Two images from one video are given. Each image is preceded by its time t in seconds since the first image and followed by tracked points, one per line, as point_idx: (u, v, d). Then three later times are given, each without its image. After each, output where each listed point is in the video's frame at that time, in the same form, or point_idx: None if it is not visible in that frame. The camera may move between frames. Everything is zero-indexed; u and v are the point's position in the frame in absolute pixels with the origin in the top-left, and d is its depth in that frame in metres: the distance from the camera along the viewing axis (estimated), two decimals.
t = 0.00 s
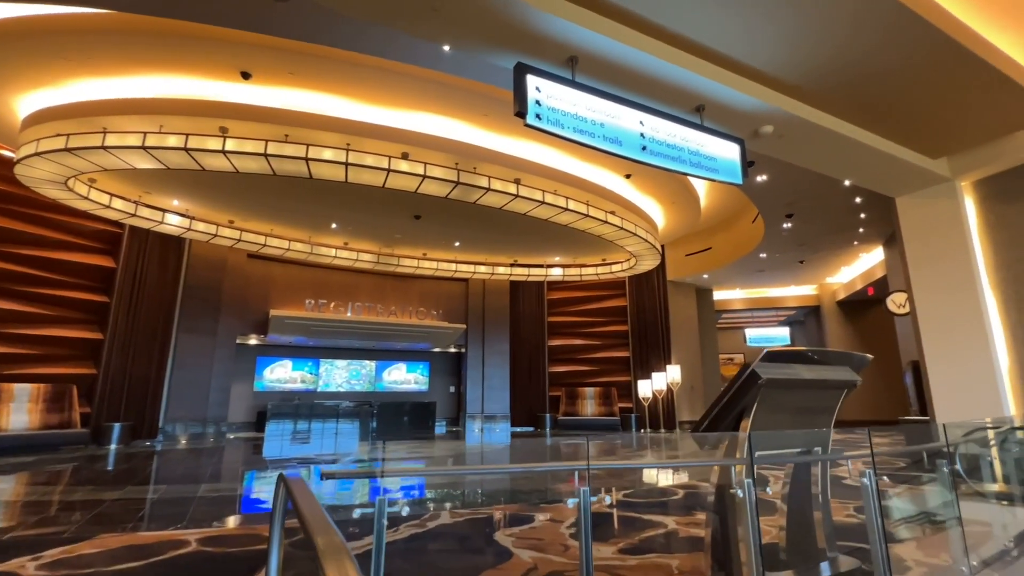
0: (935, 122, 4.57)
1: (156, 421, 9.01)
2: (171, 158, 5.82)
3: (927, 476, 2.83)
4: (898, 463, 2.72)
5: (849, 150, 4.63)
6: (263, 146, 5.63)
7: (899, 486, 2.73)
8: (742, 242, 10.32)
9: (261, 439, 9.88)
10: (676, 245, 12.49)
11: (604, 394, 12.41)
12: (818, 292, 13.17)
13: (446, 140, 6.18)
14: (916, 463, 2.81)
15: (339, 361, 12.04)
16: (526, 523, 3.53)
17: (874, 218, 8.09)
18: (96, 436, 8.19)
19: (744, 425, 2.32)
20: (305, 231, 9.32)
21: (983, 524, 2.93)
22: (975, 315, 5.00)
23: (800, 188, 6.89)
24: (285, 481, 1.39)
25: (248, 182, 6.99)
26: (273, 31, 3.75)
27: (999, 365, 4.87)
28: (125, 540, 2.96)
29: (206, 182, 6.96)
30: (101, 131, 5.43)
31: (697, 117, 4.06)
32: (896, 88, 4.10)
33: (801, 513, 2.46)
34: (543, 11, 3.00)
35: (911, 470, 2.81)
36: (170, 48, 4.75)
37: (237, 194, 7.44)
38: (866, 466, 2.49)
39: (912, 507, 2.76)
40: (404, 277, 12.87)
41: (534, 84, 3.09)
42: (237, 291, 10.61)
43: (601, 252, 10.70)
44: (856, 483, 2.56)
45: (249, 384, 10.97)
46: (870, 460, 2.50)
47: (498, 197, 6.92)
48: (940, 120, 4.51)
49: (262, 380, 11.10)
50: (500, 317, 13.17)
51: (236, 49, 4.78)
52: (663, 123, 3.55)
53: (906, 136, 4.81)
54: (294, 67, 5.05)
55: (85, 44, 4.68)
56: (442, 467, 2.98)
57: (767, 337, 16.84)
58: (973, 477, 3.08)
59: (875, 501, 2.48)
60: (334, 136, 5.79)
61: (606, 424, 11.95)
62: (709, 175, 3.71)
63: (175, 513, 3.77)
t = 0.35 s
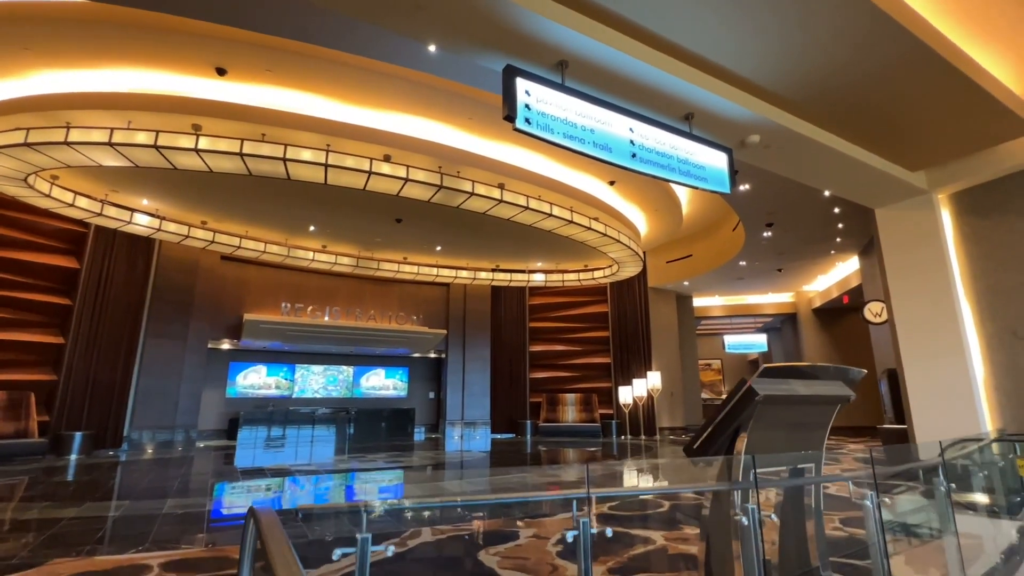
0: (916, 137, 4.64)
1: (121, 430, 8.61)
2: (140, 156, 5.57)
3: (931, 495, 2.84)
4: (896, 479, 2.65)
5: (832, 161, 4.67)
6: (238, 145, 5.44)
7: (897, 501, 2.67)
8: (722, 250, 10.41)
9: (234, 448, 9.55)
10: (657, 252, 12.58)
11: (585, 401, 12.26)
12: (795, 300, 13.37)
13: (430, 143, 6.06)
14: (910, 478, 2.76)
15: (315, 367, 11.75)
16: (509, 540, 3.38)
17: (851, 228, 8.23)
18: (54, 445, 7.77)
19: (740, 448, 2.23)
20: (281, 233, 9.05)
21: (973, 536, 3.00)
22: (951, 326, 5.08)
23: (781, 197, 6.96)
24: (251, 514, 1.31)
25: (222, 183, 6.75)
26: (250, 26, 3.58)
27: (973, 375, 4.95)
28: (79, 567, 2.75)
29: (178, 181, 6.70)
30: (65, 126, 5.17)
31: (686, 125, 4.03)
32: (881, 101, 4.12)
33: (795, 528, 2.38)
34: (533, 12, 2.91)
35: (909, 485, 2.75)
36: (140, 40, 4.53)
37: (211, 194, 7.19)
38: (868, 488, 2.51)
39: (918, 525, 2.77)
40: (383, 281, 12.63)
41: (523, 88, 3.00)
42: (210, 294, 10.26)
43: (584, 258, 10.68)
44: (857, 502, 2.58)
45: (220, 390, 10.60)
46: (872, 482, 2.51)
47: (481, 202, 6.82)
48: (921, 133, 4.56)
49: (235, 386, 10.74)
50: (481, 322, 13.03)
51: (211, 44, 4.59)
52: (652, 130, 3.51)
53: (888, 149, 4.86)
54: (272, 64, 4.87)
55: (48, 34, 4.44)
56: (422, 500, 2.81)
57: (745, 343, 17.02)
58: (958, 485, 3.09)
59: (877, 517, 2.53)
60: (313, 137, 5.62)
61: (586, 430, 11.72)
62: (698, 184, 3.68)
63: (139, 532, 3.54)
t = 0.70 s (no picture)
0: (907, 146, 4.65)
1: (94, 436, 8.30)
2: (116, 153, 5.36)
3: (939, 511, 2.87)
4: (907, 500, 2.68)
5: (825, 169, 4.67)
6: (220, 143, 5.26)
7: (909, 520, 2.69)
8: (710, 255, 10.45)
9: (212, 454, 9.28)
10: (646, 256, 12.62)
11: (572, 405, 12.35)
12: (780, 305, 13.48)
13: (419, 144, 5.94)
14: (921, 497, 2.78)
15: (298, 370, 11.51)
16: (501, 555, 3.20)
17: (838, 235, 8.30)
18: (22, 453, 7.45)
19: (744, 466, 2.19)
20: (264, 234, 8.82)
21: (975, 548, 3.05)
22: (939, 334, 5.11)
23: (770, 204, 6.98)
24: (227, 552, 1.19)
25: (203, 182, 6.55)
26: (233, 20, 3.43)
27: (961, 383, 4.99)
28: None
29: (157, 179, 6.48)
30: (36, 120, 4.96)
31: (682, 130, 3.97)
32: (876, 109, 4.12)
33: (801, 548, 2.28)
34: (532, 12, 2.82)
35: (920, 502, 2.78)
36: (116, 33, 4.34)
37: (192, 194, 6.97)
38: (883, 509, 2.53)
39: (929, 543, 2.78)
40: (369, 283, 12.43)
41: (519, 89, 2.91)
42: (189, 296, 9.98)
43: (572, 262, 10.64)
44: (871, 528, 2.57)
45: (199, 394, 10.31)
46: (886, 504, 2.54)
47: (471, 205, 6.72)
48: (913, 142, 4.57)
49: (215, 390, 10.46)
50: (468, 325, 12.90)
51: (191, 38, 4.42)
52: (649, 135, 3.44)
53: (880, 158, 4.87)
54: (256, 60, 4.71)
55: (18, 24, 4.23)
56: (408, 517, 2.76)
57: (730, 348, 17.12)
58: (959, 498, 3.09)
59: (891, 542, 2.53)
60: (300, 136, 5.47)
61: (575, 435, 11.74)
62: (694, 190, 3.62)
63: (110, 551, 3.35)
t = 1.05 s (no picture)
0: (901, 153, 4.65)
1: (71, 441, 8.03)
2: (95, 151, 5.17)
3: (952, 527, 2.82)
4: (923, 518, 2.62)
5: (821, 175, 4.65)
6: (205, 142, 5.10)
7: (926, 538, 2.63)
8: (700, 259, 10.47)
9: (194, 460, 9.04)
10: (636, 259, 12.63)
11: (562, 408, 12.47)
12: (768, 309, 13.56)
13: (410, 144, 5.83)
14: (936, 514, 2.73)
15: (283, 373, 11.29)
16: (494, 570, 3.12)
17: (828, 240, 8.33)
18: None
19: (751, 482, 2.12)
20: (250, 234, 8.62)
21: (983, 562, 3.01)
22: (930, 341, 5.12)
23: (762, 209, 6.98)
24: None
25: (187, 181, 6.37)
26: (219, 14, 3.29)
27: (952, 390, 5.00)
28: None
29: (139, 178, 6.29)
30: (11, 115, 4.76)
31: (680, 135, 3.92)
32: (873, 116, 4.10)
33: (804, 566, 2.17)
34: (532, 11, 2.74)
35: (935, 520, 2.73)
36: (95, 25, 4.18)
37: (175, 193, 6.78)
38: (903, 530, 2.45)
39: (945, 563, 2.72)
40: (357, 285, 12.24)
41: (518, 90, 2.82)
42: (171, 297, 9.74)
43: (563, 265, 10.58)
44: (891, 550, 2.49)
45: (181, 398, 10.06)
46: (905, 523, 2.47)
47: (463, 207, 6.61)
48: (907, 150, 4.57)
49: (197, 394, 10.23)
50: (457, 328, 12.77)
51: (175, 33, 4.26)
52: (648, 139, 3.38)
53: (874, 165, 4.87)
54: (242, 56, 4.57)
55: None
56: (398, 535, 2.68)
57: (719, 351, 17.20)
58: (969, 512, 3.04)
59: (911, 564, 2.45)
60: (288, 135, 5.33)
61: (565, 438, 11.97)
62: (693, 196, 3.57)
63: (83, 569, 3.18)
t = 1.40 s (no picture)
0: (901, 158, 4.64)
1: (51, 445, 7.81)
2: (79, 147, 5.00)
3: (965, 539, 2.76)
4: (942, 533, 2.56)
5: (823, 179, 4.61)
6: (194, 139, 4.96)
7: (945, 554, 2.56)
8: (694, 261, 10.46)
9: (180, 464, 8.83)
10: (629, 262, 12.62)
11: (554, 411, 12.35)
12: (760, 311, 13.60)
13: (405, 144, 5.72)
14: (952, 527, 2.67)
15: (273, 375, 11.10)
16: None
17: (822, 244, 8.35)
18: None
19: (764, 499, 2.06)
20: (240, 234, 8.45)
21: None
22: (927, 345, 5.12)
23: (758, 212, 6.97)
24: None
25: (175, 179, 6.21)
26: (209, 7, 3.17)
27: (949, 394, 4.99)
28: None
29: (125, 176, 6.12)
30: None
31: (682, 137, 3.86)
32: (875, 120, 4.07)
33: None
34: (536, 7, 2.65)
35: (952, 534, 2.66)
36: (80, 18, 4.03)
37: (162, 191, 6.61)
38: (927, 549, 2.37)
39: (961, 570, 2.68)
40: (349, 286, 12.07)
41: (521, 89, 2.74)
42: (157, 297, 9.53)
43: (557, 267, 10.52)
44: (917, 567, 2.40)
45: (167, 400, 9.85)
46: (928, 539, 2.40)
47: (458, 208, 6.51)
48: (908, 154, 4.56)
49: (184, 396, 10.02)
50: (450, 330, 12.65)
51: (163, 26, 4.13)
52: (652, 141, 3.32)
53: (874, 169, 4.85)
54: (233, 52, 4.44)
55: None
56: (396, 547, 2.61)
57: (711, 354, 17.22)
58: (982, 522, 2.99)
59: None
60: (280, 133, 5.21)
61: (557, 441, 11.74)
62: (696, 199, 3.51)
63: None
